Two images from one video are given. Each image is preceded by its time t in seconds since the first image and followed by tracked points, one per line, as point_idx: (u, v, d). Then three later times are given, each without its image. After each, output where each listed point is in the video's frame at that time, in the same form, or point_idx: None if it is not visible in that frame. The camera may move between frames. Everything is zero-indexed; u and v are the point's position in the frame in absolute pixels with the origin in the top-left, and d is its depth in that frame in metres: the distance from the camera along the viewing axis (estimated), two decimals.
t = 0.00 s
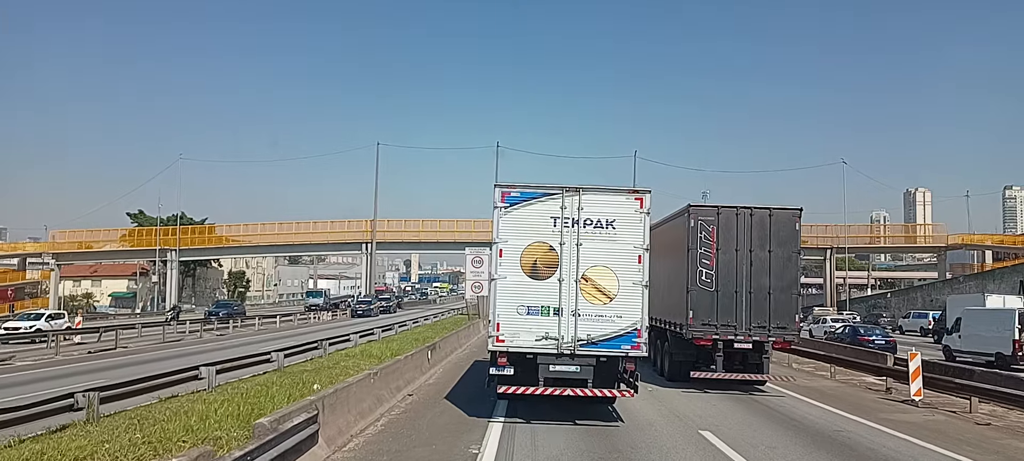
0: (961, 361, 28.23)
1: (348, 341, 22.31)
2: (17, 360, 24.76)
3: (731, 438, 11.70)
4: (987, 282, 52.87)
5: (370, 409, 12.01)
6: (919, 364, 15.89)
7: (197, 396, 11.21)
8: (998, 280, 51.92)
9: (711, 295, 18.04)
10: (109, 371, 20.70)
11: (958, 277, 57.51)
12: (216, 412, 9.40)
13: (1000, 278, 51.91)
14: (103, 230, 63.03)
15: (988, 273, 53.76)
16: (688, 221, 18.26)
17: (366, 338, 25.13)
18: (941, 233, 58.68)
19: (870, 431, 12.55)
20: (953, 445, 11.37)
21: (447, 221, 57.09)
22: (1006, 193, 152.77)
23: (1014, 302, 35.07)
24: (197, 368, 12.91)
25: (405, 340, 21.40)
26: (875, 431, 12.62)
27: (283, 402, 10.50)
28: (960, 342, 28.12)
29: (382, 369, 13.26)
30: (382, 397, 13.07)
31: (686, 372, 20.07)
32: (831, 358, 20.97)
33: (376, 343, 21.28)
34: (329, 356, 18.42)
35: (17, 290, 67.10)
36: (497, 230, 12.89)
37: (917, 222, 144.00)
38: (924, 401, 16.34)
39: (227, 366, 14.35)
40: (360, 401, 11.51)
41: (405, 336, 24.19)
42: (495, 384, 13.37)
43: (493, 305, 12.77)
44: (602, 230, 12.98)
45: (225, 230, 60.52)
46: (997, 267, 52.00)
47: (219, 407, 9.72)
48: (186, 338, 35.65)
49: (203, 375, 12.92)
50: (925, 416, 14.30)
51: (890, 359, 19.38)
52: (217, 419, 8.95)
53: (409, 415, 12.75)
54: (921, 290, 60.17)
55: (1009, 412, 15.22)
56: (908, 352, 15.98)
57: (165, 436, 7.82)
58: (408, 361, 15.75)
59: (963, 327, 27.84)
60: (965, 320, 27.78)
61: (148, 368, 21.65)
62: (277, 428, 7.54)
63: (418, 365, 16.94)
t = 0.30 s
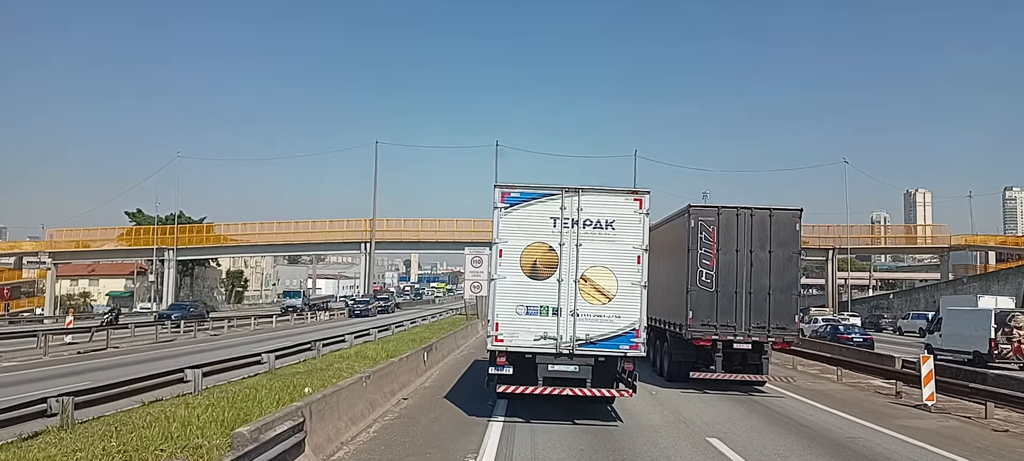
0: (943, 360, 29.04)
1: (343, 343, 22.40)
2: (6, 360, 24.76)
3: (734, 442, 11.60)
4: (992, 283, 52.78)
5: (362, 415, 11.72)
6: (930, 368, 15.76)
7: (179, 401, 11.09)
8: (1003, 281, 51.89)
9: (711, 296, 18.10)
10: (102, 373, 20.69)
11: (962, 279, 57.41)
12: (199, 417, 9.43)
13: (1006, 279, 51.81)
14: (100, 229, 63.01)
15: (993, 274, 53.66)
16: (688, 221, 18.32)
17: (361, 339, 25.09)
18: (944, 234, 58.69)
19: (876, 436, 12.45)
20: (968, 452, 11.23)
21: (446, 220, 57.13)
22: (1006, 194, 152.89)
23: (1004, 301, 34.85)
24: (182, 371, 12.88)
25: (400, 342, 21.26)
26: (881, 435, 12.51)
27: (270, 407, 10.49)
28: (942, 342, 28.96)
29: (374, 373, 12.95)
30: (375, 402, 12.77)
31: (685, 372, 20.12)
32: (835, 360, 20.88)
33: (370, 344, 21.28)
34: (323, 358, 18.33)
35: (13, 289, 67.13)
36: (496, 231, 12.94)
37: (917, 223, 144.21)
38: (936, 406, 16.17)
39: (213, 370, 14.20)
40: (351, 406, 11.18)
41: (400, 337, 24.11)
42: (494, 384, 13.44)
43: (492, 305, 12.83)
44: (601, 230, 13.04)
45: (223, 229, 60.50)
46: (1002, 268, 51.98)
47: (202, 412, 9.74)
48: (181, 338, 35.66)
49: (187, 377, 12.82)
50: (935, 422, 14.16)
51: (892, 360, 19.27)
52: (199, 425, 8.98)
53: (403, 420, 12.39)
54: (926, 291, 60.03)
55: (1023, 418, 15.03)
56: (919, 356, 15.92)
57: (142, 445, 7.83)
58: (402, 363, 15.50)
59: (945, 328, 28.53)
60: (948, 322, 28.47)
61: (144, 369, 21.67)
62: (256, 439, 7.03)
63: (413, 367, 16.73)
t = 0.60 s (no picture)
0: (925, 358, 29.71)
1: (338, 343, 22.44)
2: None
3: (738, 446, 11.48)
4: (996, 284, 52.76)
5: (351, 421, 11.24)
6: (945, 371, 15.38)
7: (158, 408, 10.71)
8: (1008, 281, 51.79)
9: (711, 296, 18.12)
10: (94, 374, 20.63)
11: (966, 279, 57.37)
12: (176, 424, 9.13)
13: (1011, 280, 51.72)
14: (97, 228, 63.02)
15: (997, 275, 53.57)
16: (688, 222, 18.35)
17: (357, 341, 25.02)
18: (946, 234, 58.69)
19: (885, 440, 12.33)
20: (982, 456, 11.05)
21: (445, 220, 57.17)
22: (1006, 195, 153.07)
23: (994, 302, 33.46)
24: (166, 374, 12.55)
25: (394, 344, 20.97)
26: (890, 439, 12.39)
27: (255, 413, 10.19)
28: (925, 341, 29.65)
29: (364, 377, 12.43)
30: (365, 406, 12.24)
31: (686, 372, 20.14)
32: (843, 362, 20.73)
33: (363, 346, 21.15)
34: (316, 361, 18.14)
35: (8, 288, 67.13)
36: (496, 232, 12.96)
37: (917, 223, 144.43)
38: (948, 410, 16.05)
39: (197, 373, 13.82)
40: (339, 413, 10.69)
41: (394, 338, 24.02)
42: (494, 384, 13.46)
43: (492, 304, 12.86)
44: (600, 231, 13.07)
45: (220, 229, 60.53)
46: (1007, 269, 51.90)
47: (181, 420, 9.40)
48: (174, 340, 35.64)
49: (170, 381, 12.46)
50: (944, 425, 14.05)
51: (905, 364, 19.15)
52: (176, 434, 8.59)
53: (394, 427, 11.92)
54: (930, 292, 59.95)
55: None
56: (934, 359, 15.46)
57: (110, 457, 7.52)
58: (395, 366, 15.08)
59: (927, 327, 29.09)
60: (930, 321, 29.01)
61: (139, 371, 21.67)
62: (233, 450, 6.44)
63: (406, 369, 16.36)
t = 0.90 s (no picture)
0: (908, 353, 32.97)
1: (333, 346, 22.37)
2: None
3: (733, 442, 11.56)
4: (1000, 282, 52.87)
5: (341, 429, 10.80)
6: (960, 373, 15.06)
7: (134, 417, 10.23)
8: (1013, 280, 51.85)
9: (710, 296, 18.23)
10: (90, 378, 20.69)
11: (970, 278, 57.39)
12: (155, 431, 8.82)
13: (1016, 278, 51.80)
14: (94, 229, 63.14)
15: (1002, 273, 53.61)
16: (687, 221, 18.47)
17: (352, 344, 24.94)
18: (948, 232, 58.82)
19: (886, 438, 12.40)
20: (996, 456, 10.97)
21: (444, 220, 57.29)
22: (1006, 194, 153.32)
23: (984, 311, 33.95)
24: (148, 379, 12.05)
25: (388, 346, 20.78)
26: (891, 437, 12.44)
27: (241, 420, 9.88)
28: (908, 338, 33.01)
29: (355, 383, 12.10)
30: (356, 413, 11.89)
31: (685, 372, 20.24)
32: (846, 362, 20.76)
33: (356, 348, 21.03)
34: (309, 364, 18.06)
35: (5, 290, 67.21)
36: (494, 233, 13.07)
37: (918, 222, 144.79)
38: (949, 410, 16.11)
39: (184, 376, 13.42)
40: (328, 420, 10.27)
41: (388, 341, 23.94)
42: (493, 384, 13.56)
43: (492, 305, 12.97)
44: (598, 232, 13.19)
45: (218, 230, 60.68)
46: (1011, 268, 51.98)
47: (159, 428, 8.92)
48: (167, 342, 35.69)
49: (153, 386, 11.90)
50: (946, 426, 14.10)
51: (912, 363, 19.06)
52: (153, 442, 8.29)
53: (386, 434, 11.53)
54: (934, 291, 60.00)
55: None
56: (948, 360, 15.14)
57: None
58: (389, 370, 14.86)
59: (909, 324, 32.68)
60: (912, 318, 32.67)
61: (137, 374, 21.74)
62: None
63: (401, 372, 16.17)
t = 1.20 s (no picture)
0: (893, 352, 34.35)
1: (328, 346, 22.30)
2: None
3: (727, 444, 11.57)
4: (1006, 284, 52.87)
5: (329, 437, 10.32)
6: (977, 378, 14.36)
7: (114, 422, 9.68)
8: (1018, 281, 51.83)
9: (710, 296, 18.31)
10: (87, 378, 20.73)
11: (974, 278, 57.36)
12: (129, 438, 8.32)
13: (1021, 279, 51.81)
14: (90, 228, 63.20)
15: (1006, 274, 53.61)
16: (687, 222, 18.56)
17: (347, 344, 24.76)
18: (951, 233, 58.86)
19: (885, 437, 12.45)
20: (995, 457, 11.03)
21: (443, 220, 57.36)
22: (1006, 194, 153.52)
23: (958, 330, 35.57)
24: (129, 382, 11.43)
25: (382, 348, 20.49)
26: (891, 437, 12.49)
27: (224, 426, 9.37)
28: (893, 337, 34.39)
29: (345, 387, 11.61)
30: (345, 418, 11.43)
31: (684, 372, 20.32)
32: (848, 363, 20.77)
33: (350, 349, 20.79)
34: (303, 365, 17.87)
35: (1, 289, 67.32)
36: (494, 233, 13.16)
37: (918, 223, 144.98)
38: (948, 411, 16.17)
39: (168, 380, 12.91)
40: (316, 428, 9.77)
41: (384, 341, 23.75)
42: (493, 383, 13.64)
43: (492, 305, 13.06)
44: (597, 233, 13.28)
45: (215, 229, 60.75)
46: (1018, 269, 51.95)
47: (137, 437, 8.39)
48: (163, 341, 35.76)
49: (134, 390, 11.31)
50: (946, 426, 14.14)
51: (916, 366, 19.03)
52: (126, 452, 7.77)
53: (378, 442, 11.09)
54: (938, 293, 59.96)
55: None
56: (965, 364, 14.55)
57: None
58: (384, 372, 14.60)
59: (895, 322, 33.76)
60: (898, 317, 33.73)
61: (135, 374, 21.78)
62: None
63: (396, 374, 15.93)
